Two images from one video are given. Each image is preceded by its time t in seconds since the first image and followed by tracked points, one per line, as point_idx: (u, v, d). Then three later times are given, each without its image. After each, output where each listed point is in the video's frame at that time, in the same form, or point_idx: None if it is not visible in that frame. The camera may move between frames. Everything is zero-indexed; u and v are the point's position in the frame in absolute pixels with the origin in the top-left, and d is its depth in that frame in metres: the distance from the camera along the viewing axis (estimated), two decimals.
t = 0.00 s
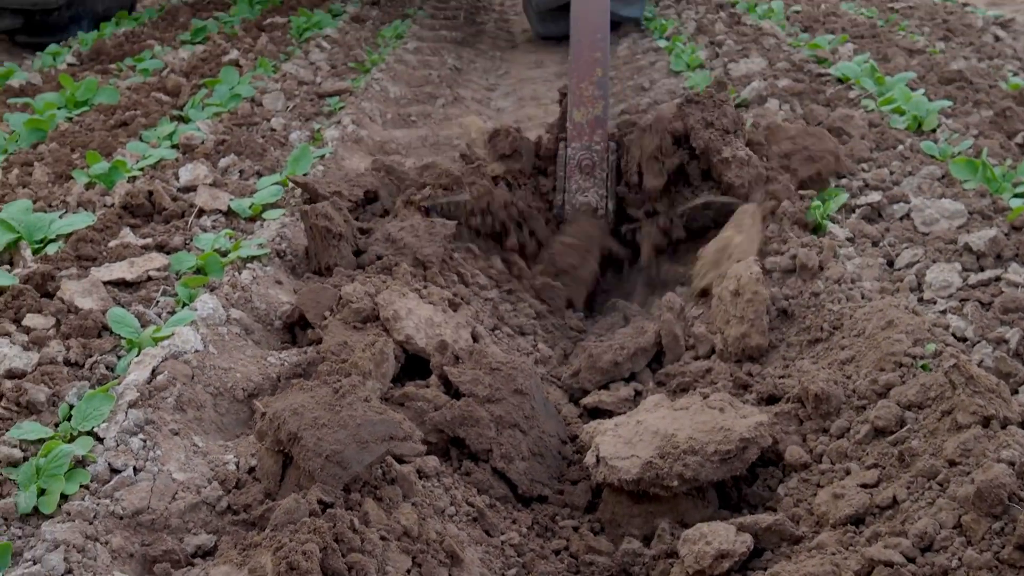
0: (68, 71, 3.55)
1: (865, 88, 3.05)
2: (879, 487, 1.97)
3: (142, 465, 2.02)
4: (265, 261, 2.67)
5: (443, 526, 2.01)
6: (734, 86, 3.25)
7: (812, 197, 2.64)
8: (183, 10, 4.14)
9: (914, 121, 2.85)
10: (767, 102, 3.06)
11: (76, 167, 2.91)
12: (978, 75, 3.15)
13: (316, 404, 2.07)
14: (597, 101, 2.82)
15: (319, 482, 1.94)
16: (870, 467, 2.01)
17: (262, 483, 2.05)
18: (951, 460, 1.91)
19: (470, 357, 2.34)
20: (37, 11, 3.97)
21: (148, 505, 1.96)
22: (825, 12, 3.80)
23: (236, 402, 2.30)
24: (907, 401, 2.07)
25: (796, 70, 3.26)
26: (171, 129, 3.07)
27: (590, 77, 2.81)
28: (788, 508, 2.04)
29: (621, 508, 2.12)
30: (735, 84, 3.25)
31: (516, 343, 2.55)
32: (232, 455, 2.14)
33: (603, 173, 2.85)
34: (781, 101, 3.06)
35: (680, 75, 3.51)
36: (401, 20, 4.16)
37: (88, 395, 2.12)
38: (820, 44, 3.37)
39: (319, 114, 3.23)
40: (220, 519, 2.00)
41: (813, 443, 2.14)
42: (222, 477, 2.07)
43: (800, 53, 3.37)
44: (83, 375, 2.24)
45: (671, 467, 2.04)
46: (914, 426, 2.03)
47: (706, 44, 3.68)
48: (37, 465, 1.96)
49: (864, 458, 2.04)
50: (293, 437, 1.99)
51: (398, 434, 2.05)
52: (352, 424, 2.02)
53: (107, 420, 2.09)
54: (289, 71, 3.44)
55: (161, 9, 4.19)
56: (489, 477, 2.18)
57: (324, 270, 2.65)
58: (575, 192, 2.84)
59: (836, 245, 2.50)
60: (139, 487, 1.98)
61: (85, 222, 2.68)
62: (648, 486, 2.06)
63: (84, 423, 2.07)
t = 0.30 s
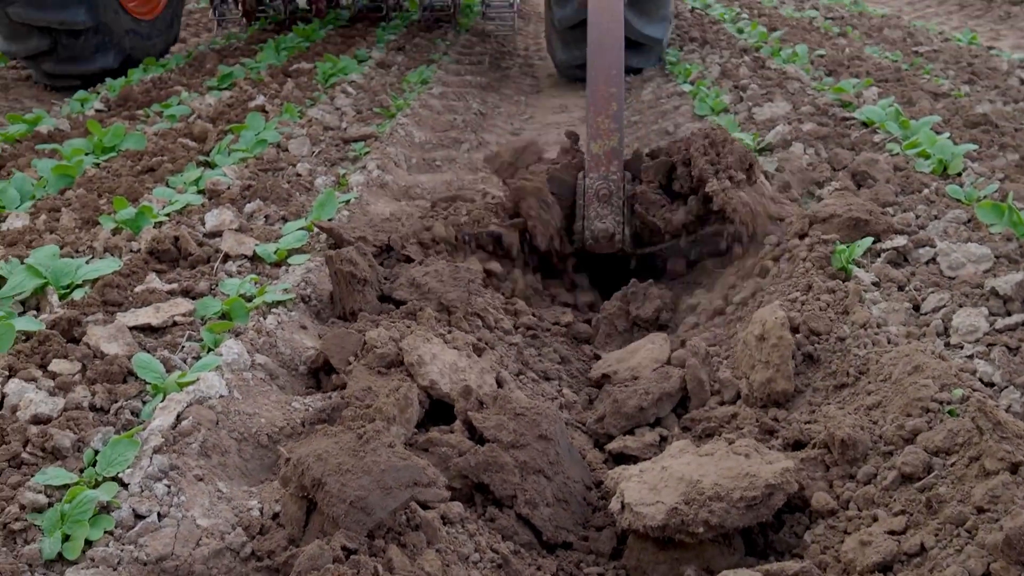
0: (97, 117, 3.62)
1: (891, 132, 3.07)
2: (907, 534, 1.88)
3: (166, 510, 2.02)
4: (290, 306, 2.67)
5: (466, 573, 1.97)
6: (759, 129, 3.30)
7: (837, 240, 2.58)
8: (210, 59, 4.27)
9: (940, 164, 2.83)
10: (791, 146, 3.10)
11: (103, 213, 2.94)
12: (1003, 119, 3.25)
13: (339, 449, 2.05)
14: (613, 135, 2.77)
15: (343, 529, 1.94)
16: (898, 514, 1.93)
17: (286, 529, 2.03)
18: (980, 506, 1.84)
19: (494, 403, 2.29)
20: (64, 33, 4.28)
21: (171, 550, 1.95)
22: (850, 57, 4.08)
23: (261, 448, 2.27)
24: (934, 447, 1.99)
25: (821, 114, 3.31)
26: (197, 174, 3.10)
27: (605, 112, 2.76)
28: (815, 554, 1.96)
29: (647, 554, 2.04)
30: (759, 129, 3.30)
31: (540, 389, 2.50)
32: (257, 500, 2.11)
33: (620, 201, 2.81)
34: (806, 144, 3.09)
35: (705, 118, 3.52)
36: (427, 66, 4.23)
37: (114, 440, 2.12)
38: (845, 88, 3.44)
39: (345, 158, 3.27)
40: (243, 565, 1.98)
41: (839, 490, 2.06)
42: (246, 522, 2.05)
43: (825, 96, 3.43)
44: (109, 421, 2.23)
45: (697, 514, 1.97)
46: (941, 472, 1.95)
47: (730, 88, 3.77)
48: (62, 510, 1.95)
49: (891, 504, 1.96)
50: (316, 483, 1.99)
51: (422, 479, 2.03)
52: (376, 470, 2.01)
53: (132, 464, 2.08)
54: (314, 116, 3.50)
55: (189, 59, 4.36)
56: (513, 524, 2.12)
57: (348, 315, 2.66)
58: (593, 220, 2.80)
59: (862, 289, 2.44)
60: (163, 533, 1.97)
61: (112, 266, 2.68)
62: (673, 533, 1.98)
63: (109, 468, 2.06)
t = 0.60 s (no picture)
0: (119, 151, 3.66)
1: (911, 165, 3.07)
2: (933, 571, 1.80)
3: (188, 545, 1.96)
4: (311, 340, 2.66)
5: None
6: (779, 163, 3.34)
7: (859, 274, 2.56)
8: (232, 94, 4.34)
9: (962, 197, 2.82)
10: (812, 179, 3.13)
11: (126, 247, 2.96)
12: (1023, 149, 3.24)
13: (362, 484, 2.02)
14: (629, 155, 2.90)
15: (365, 565, 1.89)
16: (923, 550, 1.84)
17: (308, 565, 1.98)
18: (1007, 543, 1.77)
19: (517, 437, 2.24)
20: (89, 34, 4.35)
21: None
22: (870, 89, 4.15)
23: (282, 482, 2.25)
24: (959, 482, 1.91)
25: (842, 147, 3.36)
26: (219, 209, 3.12)
27: (621, 133, 2.88)
28: None
29: None
30: (779, 164, 3.34)
31: (562, 423, 2.47)
32: (278, 536, 2.08)
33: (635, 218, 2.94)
34: (827, 178, 3.11)
35: (726, 151, 3.59)
36: (447, 100, 4.29)
37: (135, 474, 2.07)
38: (865, 122, 3.48)
39: (365, 192, 3.29)
40: None
41: (864, 526, 1.97)
42: (268, 557, 2.01)
43: (845, 130, 3.48)
44: (131, 456, 2.20)
45: (721, 550, 1.91)
46: (967, 508, 1.87)
47: (750, 121, 3.87)
48: (84, 545, 1.89)
49: (916, 540, 1.87)
50: (339, 518, 1.95)
51: (445, 515, 1.99)
52: (398, 505, 1.98)
53: (154, 499, 2.03)
54: (335, 151, 3.53)
55: (211, 93, 4.44)
56: (536, 559, 2.06)
57: (370, 349, 2.64)
58: (610, 236, 2.93)
59: (885, 323, 2.40)
60: (185, 568, 1.91)
61: (134, 300, 2.68)
62: (697, 570, 1.92)
63: (131, 503, 2.01)
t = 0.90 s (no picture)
0: (135, 181, 3.70)
1: (927, 193, 3.09)
2: None
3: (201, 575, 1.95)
4: (326, 368, 2.66)
5: None
6: (794, 192, 3.36)
7: (874, 302, 2.54)
8: (248, 125, 4.39)
9: (977, 225, 2.83)
10: (827, 207, 3.14)
11: (141, 276, 2.98)
12: None
13: (375, 513, 2.03)
14: (640, 176, 3.00)
15: None
16: None
17: None
18: None
19: (531, 466, 2.22)
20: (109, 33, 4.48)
21: None
22: (886, 118, 4.19)
23: (296, 511, 2.24)
24: (975, 511, 1.89)
25: (857, 175, 3.38)
26: (235, 238, 3.15)
27: (632, 155, 2.97)
28: None
29: None
30: (795, 191, 3.34)
31: (576, 452, 2.45)
32: (292, 566, 2.06)
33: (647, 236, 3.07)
34: (842, 206, 3.12)
35: (741, 180, 3.62)
36: (463, 130, 4.33)
37: (149, 502, 2.05)
38: (880, 150, 3.51)
39: (381, 222, 3.31)
40: None
41: (881, 555, 1.94)
42: None
43: (860, 159, 3.51)
44: (145, 484, 2.20)
45: None
46: (984, 537, 1.85)
47: (766, 149, 3.89)
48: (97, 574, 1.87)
49: (933, 569, 1.84)
50: (353, 548, 1.96)
51: (458, 544, 1.98)
52: (411, 535, 1.97)
53: (167, 528, 2.02)
54: (350, 180, 3.56)
55: (227, 124, 4.50)
56: None
57: (384, 377, 2.64)
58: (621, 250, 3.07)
59: (900, 351, 2.39)
60: None
61: (149, 329, 2.70)
62: None
63: (144, 532, 2.00)
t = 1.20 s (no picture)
0: (144, 208, 3.71)
1: (937, 220, 3.08)
2: None
3: None
4: (334, 397, 2.65)
5: None
6: (804, 219, 3.36)
7: (885, 329, 2.51)
8: (258, 151, 4.41)
9: (988, 252, 2.81)
10: (837, 234, 3.13)
11: (150, 303, 2.98)
12: None
13: (383, 543, 2.02)
14: (648, 192, 3.11)
15: None
16: None
17: None
18: None
19: (539, 495, 2.20)
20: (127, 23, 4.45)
21: None
22: (896, 144, 4.20)
23: (303, 541, 2.21)
24: (988, 541, 1.86)
25: (867, 202, 3.37)
26: (244, 265, 3.15)
27: (640, 173, 3.11)
28: None
29: None
30: (805, 218, 3.33)
31: (585, 480, 2.42)
32: None
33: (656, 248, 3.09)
34: (852, 233, 3.11)
35: (751, 207, 3.62)
36: (472, 156, 4.35)
37: (156, 532, 2.05)
38: (890, 176, 3.51)
39: (389, 249, 3.32)
40: None
41: None
42: None
43: (870, 185, 3.50)
44: (152, 513, 2.18)
45: None
46: (998, 568, 1.82)
47: (775, 175, 3.89)
48: None
49: None
50: None
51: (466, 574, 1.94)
52: (418, 564, 1.95)
53: (174, 558, 2.01)
54: (359, 207, 3.57)
55: (237, 150, 4.52)
56: None
57: (392, 406, 2.63)
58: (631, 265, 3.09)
59: (911, 379, 2.36)
60: None
61: (157, 357, 2.69)
62: None
63: (151, 562, 1.99)
